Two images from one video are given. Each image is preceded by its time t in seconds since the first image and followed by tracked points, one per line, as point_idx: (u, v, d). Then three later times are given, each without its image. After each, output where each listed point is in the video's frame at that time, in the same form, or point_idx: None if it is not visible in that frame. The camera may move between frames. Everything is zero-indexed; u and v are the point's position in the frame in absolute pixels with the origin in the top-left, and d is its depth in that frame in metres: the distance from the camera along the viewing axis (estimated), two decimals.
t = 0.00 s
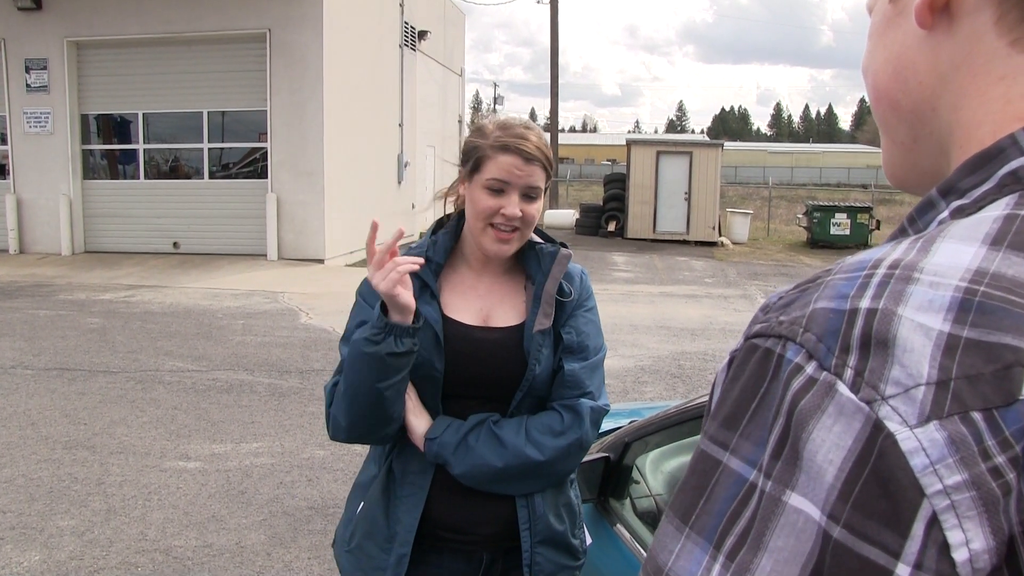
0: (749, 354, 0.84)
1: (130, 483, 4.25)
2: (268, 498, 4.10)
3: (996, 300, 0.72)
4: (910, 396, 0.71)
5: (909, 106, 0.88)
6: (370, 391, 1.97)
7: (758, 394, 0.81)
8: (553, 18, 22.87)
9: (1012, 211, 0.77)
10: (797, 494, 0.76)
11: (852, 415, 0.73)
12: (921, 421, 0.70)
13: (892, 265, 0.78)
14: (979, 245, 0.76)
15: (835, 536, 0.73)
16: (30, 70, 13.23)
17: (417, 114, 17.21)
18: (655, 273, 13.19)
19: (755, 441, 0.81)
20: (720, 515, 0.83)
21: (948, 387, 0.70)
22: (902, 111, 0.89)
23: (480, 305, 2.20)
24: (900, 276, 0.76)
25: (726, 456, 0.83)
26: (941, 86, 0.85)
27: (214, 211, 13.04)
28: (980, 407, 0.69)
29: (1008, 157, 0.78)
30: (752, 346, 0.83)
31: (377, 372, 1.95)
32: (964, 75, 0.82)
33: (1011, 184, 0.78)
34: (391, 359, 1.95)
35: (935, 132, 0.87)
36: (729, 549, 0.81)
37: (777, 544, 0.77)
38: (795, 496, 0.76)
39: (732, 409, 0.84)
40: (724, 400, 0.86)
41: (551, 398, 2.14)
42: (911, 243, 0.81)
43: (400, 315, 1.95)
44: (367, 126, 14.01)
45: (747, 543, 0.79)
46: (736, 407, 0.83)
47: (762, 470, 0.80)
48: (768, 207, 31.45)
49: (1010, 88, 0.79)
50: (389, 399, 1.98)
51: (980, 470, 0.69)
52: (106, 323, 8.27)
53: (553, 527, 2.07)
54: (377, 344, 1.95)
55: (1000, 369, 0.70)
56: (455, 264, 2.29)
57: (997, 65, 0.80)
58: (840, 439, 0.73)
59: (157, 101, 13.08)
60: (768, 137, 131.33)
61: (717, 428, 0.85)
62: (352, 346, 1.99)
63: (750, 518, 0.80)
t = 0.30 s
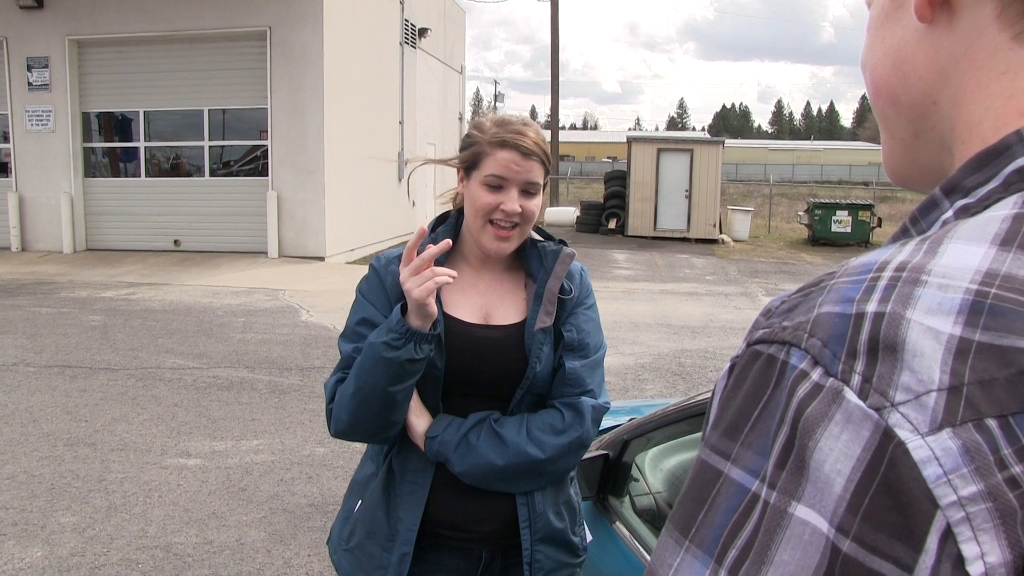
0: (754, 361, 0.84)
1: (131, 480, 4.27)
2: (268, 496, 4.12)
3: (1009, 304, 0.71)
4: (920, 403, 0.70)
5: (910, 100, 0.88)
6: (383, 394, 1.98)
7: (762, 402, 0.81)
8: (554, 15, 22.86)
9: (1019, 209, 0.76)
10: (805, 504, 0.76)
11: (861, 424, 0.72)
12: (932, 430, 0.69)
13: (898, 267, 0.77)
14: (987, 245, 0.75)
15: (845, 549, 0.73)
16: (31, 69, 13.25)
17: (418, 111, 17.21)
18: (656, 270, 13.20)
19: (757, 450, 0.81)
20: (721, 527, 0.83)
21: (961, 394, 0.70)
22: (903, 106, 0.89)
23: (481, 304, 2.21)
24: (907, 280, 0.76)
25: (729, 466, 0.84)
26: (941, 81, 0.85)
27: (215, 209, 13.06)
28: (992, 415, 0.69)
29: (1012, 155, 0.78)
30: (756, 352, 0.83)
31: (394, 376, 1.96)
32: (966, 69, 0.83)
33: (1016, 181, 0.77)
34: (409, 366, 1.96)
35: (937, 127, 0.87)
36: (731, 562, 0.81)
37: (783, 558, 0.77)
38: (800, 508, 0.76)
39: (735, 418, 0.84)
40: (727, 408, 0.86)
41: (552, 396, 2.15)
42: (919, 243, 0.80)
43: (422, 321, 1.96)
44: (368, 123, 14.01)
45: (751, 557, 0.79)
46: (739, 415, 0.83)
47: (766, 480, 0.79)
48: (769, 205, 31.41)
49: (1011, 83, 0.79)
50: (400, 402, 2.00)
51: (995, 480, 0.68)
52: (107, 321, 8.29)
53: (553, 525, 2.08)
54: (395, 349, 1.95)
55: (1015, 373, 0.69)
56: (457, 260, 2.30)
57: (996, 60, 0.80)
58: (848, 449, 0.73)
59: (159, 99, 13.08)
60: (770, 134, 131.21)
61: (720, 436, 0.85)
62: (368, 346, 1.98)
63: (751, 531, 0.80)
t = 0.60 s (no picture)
0: (760, 354, 0.83)
1: (137, 478, 4.29)
2: (274, 493, 4.13)
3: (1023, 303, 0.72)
4: (933, 403, 0.70)
5: (928, 91, 0.87)
6: (394, 381, 1.98)
7: (769, 398, 0.81)
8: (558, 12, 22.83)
9: None
10: (812, 504, 0.76)
11: (872, 423, 0.72)
12: (945, 431, 0.69)
13: (912, 262, 0.77)
14: (1007, 240, 0.75)
15: (851, 552, 0.73)
16: (38, 69, 13.32)
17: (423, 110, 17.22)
18: (661, 268, 13.19)
19: (763, 448, 0.81)
20: (725, 528, 0.82)
21: (977, 395, 0.70)
22: (921, 96, 0.88)
23: (486, 301, 2.21)
24: (921, 275, 0.75)
25: (734, 463, 0.83)
26: (963, 71, 0.84)
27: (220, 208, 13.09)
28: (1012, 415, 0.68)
29: None
30: (763, 345, 0.83)
31: (407, 364, 1.97)
32: (990, 58, 0.82)
33: None
34: (421, 354, 1.97)
35: (957, 118, 0.86)
36: (737, 563, 0.80)
37: (789, 560, 0.77)
38: (808, 507, 0.76)
39: (739, 415, 0.84)
40: (732, 403, 0.86)
41: (558, 393, 2.16)
42: (934, 238, 0.80)
43: (438, 312, 1.97)
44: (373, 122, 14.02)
45: (755, 559, 0.79)
46: (744, 412, 0.83)
47: (773, 479, 0.79)
48: (775, 202, 31.34)
49: None
50: (410, 392, 2.01)
51: (1012, 482, 0.67)
52: (113, 320, 8.32)
53: (557, 524, 2.09)
54: (409, 337, 1.96)
55: None
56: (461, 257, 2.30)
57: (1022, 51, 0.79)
58: (858, 447, 0.73)
59: (164, 98, 13.12)
60: (775, 131, 130.89)
61: (724, 432, 0.85)
62: (381, 335, 1.99)
63: (758, 532, 0.79)
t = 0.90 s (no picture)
0: (765, 357, 0.83)
1: (143, 477, 4.28)
2: (280, 492, 4.11)
3: None
4: (940, 409, 0.69)
5: (943, 85, 0.84)
6: (416, 370, 1.97)
7: (778, 403, 0.80)
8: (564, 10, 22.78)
9: None
10: (819, 513, 0.75)
11: (876, 430, 0.71)
12: (950, 439, 0.68)
13: (918, 264, 0.75)
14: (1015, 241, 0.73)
15: (855, 560, 0.72)
16: (42, 67, 13.31)
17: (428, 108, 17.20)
18: (667, 265, 13.15)
19: (775, 453, 0.80)
20: (741, 534, 0.82)
21: (983, 401, 0.68)
22: (936, 89, 0.85)
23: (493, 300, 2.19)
24: (929, 276, 0.73)
25: (746, 469, 0.83)
26: (979, 65, 0.81)
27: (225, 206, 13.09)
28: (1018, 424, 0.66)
29: None
30: (769, 347, 0.82)
31: (432, 356, 1.97)
32: (1006, 52, 0.79)
33: None
34: (446, 346, 1.98)
35: (972, 113, 0.83)
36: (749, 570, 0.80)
37: (798, 567, 0.76)
38: (816, 515, 0.75)
39: (746, 419, 0.83)
40: (737, 407, 0.85)
41: (563, 393, 2.13)
42: (943, 237, 0.78)
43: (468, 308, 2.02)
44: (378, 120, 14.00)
45: (769, 566, 0.78)
46: (753, 418, 0.82)
47: (784, 488, 0.79)
48: (780, 199, 31.22)
49: None
50: (427, 384, 2.00)
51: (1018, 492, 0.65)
52: (118, 318, 8.32)
53: (563, 524, 2.06)
54: (435, 328, 1.97)
55: None
56: (469, 256, 2.29)
57: None
58: (863, 455, 0.72)
59: (169, 96, 13.12)
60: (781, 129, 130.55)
61: (735, 438, 0.84)
62: (405, 324, 1.99)
63: (770, 542, 0.79)
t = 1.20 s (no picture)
0: (764, 358, 0.82)
1: (140, 479, 4.26)
2: (279, 492, 4.10)
3: None
4: (941, 415, 0.68)
5: (943, 84, 0.83)
6: (406, 372, 1.96)
7: (778, 408, 0.79)
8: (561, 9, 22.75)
9: None
10: (820, 520, 0.74)
11: (875, 436, 0.70)
12: (951, 445, 0.67)
13: (922, 266, 0.74)
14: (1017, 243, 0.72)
15: (857, 568, 0.71)
16: (37, 66, 13.25)
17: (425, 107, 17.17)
18: (666, 264, 13.14)
19: (778, 460, 0.79)
20: (749, 540, 0.81)
21: (985, 408, 0.67)
22: (936, 88, 0.84)
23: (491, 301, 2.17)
24: (931, 279, 0.72)
25: (749, 475, 0.81)
26: (980, 64, 0.80)
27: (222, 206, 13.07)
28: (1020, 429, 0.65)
29: None
30: (768, 349, 0.81)
31: (423, 360, 1.96)
32: (1006, 52, 0.78)
33: None
34: (438, 350, 1.96)
35: (973, 112, 0.82)
36: None
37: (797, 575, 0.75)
38: (818, 522, 0.74)
39: (746, 424, 0.82)
40: (735, 411, 0.84)
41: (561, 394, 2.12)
42: (945, 238, 0.77)
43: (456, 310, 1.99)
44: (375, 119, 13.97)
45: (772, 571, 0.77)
46: (753, 423, 0.81)
47: (784, 494, 0.78)
48: (778, 198, 31.24)
49: None
50: (421, 386, 1.99)
51: (1019, 499, 0.64)
52: (115, 319, 8.29)
53: (558, 525, 2.04)
54: (427, 332, 1.96)
55: None
56: (467, 256, 2.27)
57: None
58: (863, 460, 0.71)
59: (166, 96, 13.08)
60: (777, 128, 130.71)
61: (735, 444, 0.83)
62: (399, 327, 1.98)
63: (772, 549, 0.78)
